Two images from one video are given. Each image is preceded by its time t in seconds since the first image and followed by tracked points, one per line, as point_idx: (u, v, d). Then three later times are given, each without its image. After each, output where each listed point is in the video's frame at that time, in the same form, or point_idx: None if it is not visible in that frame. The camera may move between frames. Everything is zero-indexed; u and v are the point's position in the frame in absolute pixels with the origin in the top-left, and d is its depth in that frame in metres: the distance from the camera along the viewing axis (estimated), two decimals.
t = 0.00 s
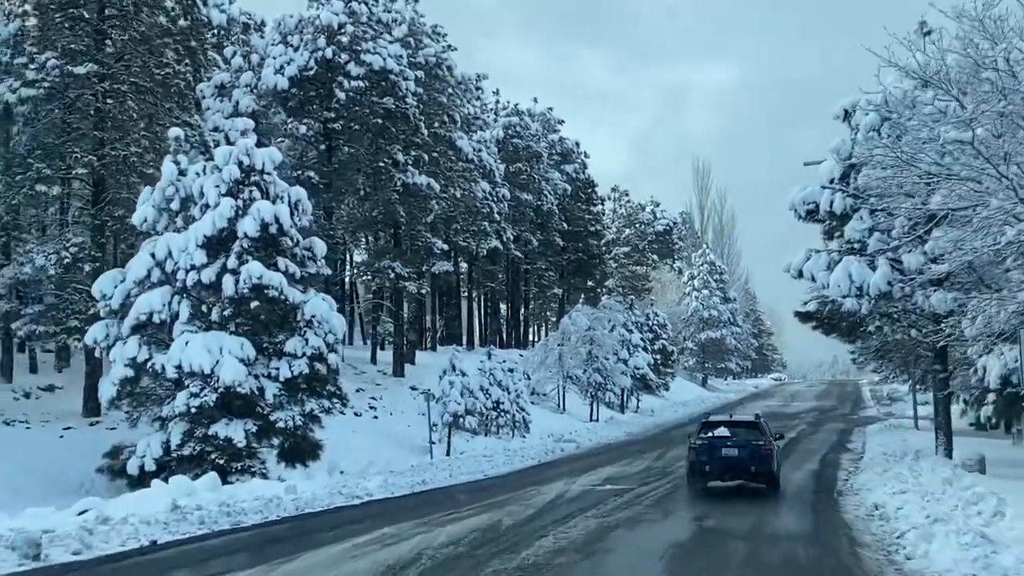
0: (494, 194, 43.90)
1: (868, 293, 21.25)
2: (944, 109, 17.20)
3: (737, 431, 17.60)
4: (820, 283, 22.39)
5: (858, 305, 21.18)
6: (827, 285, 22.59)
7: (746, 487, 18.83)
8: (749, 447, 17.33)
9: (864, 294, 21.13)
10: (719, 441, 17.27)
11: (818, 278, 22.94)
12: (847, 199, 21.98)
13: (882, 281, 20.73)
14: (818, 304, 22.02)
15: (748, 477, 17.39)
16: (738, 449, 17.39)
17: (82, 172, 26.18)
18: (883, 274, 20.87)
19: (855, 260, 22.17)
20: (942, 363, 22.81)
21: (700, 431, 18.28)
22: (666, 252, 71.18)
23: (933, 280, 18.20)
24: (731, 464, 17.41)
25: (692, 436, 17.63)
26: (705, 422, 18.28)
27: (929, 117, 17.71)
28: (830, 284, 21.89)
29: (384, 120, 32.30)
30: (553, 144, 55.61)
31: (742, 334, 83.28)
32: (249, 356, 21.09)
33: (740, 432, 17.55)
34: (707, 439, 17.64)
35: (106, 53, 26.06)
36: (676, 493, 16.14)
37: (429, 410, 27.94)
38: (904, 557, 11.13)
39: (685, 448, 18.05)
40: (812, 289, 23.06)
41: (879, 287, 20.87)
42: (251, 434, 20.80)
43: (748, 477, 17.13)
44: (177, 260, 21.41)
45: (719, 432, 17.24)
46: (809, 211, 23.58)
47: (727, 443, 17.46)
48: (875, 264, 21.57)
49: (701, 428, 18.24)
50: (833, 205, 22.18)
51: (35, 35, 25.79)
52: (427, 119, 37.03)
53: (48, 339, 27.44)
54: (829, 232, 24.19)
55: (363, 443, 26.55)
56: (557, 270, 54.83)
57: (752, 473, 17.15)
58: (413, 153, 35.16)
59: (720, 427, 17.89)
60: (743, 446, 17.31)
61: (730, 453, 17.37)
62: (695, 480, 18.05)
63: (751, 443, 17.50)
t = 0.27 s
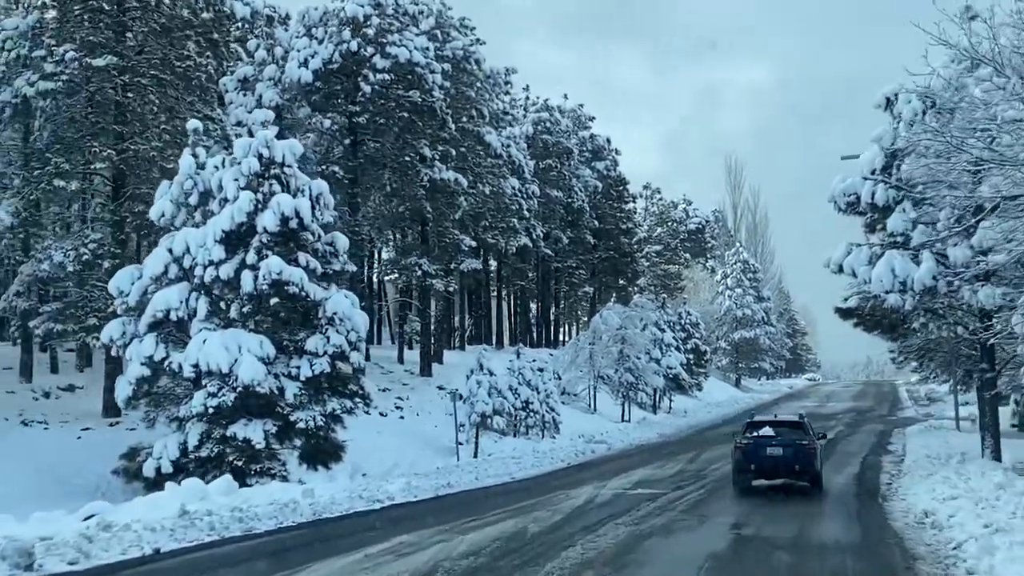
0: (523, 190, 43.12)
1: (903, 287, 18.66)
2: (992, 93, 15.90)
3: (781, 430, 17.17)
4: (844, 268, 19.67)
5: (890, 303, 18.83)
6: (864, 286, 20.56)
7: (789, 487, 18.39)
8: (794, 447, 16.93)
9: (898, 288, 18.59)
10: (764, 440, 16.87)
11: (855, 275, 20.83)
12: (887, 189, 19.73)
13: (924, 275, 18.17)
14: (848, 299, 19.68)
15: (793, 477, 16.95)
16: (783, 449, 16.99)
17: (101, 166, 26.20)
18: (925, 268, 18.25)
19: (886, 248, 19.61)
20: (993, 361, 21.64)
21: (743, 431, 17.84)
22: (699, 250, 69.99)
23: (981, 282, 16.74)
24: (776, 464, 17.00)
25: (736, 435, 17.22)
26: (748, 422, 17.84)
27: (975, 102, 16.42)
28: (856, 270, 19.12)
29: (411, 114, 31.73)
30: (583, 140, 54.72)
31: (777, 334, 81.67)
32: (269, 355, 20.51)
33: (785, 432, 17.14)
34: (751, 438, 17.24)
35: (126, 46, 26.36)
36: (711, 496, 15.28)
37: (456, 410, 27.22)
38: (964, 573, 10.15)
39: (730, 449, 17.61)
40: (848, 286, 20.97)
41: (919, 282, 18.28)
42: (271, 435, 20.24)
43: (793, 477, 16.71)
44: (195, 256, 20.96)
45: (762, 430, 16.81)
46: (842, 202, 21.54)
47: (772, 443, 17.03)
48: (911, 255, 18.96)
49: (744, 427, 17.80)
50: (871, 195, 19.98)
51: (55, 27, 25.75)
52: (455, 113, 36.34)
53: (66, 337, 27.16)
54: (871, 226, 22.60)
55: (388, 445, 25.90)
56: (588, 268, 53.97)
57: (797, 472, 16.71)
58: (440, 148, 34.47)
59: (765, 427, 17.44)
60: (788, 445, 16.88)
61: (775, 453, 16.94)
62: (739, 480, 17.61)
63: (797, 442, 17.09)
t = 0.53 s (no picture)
0: (541, 185, 42.26)
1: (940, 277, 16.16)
2: None
3: (813, 427, 16.83)
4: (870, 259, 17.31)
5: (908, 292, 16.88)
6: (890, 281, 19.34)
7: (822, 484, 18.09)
8: (827, 442, 16.65)
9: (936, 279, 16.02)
10: (798, 437, 16.58)
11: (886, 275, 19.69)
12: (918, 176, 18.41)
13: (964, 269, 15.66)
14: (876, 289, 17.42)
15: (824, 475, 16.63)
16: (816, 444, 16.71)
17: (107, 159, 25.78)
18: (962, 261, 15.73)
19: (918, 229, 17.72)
20: None
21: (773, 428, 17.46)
22: (721, 247, 68.88)
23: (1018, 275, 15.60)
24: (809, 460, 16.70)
25: (769, 432, 16.92)
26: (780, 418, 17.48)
27: (1015, 83, 15.42)
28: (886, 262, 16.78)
29: (426, 105, 31.08)
30: (604, 135, 53.80)
31: (801, 333, 80.12)
32: (275, 351, 19.86)
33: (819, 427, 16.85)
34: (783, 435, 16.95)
35: (135, 35, 26.09)
36: (736, 498, 14.44)
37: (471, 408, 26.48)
38: None
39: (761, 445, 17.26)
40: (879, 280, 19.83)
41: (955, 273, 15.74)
42: (278, 434, 19.61)
43: (827, 474, 16.38)
44: (200, 249, 20.38)
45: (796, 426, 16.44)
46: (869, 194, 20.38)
47: (804, 439, 16.70)
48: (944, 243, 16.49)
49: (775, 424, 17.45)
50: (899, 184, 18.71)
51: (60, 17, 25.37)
52: (472, 105, 35.58)
53: (73, 334, 27.04)
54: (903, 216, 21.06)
55: (402, 444, 25.23)
56: (608, 264, 53.10)
57: (830, 470, 16.40)
58: (456, 140, 33.67)
59: (796, 423, 17.07)
60: (821, 442, 16.57)
61: (807, 449, 16.63)
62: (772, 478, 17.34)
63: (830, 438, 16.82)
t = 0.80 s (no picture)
0: (545, 176, 41.47)
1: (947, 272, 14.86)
2: None
3: (829, 422, 17.22)
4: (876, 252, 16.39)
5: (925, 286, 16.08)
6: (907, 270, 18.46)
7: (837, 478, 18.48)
8: (842, 436, 17.03)
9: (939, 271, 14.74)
10: (814, 432, 16.92)
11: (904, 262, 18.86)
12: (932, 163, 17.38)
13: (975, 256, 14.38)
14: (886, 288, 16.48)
15: (841, 467, 16.99)
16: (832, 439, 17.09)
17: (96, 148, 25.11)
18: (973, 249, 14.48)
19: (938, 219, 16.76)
20: None
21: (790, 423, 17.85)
22: (728, 242, 67.99)
23: None
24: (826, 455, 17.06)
25: (786, 428, 17.26)
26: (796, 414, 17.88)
27: None
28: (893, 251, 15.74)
29: (425, 93, 30.26)
30: (609, 128, 52.94)
31: (809, 328, 79.12)
32: (266, 344, 19.14)
33: (834, 422, 17.21)
34: (800, 430, 17.30)
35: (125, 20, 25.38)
36: (745, 498, 13.68)
37: (471, 403, 25.75)
38: None
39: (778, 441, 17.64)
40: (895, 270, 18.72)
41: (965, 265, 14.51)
42: (268, 430, 18.92)
43: (843, 467, 16.79)
44: (188, 238, 19.64)
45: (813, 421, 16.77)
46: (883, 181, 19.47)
47: (820, 434, 17.06)
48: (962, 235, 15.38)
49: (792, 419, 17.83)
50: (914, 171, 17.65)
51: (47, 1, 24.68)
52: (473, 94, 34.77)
53: (63, 327, 26.48)
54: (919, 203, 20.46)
55: (400, 441, 24.53)
56: (614, 258, 52.32)
57: (846, 462, 16.80)
58: (457, 130, 32.89)
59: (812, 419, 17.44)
60: (837, 436, 16.94)
61: (824, 444, 17.00)
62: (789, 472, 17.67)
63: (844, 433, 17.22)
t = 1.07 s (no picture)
0: (533, 165, 40.66)
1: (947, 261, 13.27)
2: None
3: (828, 413, 17.46)
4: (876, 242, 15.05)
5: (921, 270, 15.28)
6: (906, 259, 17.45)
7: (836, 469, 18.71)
8: (841, 428, 17.27)
9: (937, 260, 13.19)
10: (813, 423, 17.15)
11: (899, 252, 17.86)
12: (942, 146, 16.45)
13: (976, 242, 12.84)
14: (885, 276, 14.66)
15: (839, 458, 17.24)
16: (831, 430, 17.33)
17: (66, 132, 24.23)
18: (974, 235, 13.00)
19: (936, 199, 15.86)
20: None
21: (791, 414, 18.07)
22: (719, 234, 67.25)
23: None
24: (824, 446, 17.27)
25: (785, 419, 17.50)
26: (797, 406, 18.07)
27: None
28: (891, 239, 14.35)
29: (408, 78, 29.37)
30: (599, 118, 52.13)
31: (800, 322, 78.37)
32: (237, 335, 18.32)
33: (833, 414, 17.43)
34: (800, 422, 17.52)
35: None
36: (735, 495, 12.95)
37: (455, 396, 24.96)
38: None
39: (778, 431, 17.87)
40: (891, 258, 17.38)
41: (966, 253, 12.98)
42: (239, 424, 18.09)
43: (841, 456, 17.05)
44: (157, 224, 18.80)
45: (811, 412, 16.98)
46: (880, 166, 18.63)
47: (819, 425, 17.30)
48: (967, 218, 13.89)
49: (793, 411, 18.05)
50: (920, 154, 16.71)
51: None
52: (459, 79, 33.88)
53: (31, 317, 25.59)
54: (917, 188, 19.84)
55: (380, 436, 23.73)
56: (603, 251, 51.57)
57: (844, 452, 17.05)
58: (442, 116, 32.09)
59: (812, 410, 17.66)
60: (835, 427, 17.17)
61: (823, 434, 17.23)
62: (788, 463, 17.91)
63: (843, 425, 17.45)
